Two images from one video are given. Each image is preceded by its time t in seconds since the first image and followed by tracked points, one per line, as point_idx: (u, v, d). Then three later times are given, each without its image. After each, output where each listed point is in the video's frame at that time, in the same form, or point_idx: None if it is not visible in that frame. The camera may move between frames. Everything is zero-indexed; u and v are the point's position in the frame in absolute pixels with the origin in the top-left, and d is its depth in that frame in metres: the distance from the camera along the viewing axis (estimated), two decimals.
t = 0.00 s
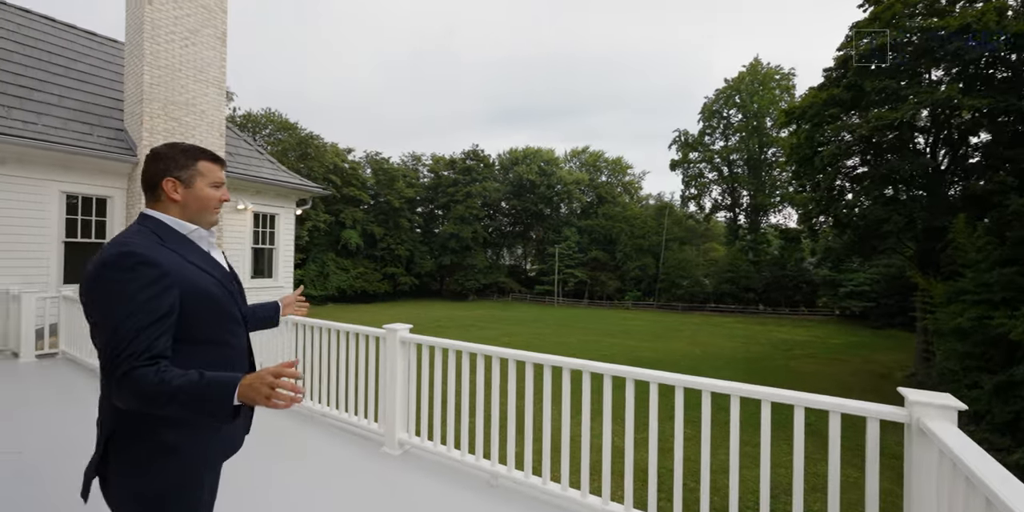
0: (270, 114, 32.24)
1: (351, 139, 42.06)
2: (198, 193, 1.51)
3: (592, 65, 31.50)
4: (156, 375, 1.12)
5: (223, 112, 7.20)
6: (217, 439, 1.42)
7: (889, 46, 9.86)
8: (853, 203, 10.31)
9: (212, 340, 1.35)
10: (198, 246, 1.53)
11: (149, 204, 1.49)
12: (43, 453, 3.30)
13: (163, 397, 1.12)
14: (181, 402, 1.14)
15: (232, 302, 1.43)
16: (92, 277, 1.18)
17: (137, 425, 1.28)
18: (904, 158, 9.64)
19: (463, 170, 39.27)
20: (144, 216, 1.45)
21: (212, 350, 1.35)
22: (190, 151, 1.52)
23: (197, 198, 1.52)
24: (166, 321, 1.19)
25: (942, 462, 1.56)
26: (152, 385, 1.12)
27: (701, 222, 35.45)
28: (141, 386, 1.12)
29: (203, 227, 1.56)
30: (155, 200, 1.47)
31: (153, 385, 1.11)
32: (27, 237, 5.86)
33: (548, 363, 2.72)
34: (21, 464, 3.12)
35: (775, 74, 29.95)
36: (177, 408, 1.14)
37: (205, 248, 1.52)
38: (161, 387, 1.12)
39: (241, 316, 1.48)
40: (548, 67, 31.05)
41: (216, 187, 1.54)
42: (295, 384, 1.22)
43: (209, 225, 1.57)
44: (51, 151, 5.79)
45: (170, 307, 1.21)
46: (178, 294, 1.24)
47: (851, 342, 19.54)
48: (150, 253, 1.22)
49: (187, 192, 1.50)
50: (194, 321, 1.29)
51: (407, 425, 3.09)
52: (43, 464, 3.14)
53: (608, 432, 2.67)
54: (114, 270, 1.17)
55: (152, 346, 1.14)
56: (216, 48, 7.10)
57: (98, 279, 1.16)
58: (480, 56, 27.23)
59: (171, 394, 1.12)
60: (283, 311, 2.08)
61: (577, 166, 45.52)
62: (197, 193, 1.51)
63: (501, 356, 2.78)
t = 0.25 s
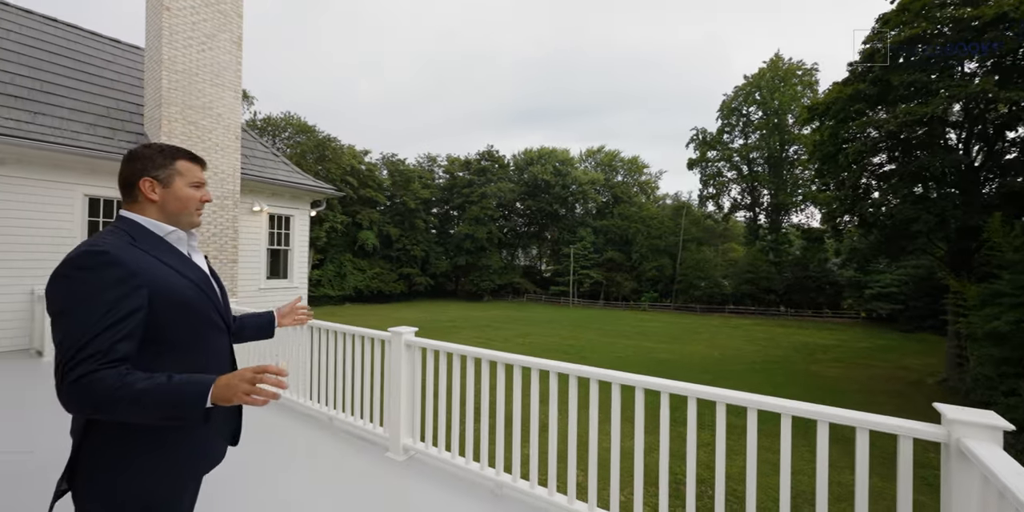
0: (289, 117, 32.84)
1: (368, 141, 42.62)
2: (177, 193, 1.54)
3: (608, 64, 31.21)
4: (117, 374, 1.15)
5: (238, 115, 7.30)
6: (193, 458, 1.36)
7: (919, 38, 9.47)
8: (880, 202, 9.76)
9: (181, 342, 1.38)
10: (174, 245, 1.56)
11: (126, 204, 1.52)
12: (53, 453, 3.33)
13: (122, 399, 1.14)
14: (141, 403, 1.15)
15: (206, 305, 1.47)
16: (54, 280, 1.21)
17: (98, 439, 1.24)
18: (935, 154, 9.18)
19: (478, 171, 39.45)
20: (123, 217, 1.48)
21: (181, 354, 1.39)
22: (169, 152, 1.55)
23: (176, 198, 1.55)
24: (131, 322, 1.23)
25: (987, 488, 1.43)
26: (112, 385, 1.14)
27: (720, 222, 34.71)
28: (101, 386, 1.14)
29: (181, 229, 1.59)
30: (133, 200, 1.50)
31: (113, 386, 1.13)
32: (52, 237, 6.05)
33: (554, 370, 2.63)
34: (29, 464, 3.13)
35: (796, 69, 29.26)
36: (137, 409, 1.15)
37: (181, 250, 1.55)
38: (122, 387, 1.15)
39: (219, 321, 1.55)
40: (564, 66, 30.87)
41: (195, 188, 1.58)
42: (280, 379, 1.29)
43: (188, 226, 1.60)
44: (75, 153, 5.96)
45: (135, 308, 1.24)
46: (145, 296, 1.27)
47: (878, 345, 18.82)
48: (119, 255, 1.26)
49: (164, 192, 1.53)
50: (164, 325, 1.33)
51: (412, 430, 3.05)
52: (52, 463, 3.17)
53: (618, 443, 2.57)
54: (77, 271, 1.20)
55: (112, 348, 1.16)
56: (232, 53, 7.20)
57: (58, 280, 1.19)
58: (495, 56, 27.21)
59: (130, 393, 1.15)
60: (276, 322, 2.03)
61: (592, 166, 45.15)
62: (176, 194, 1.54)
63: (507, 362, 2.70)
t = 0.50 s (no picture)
0: (305, 120, 33.33)
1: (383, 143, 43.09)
2: (158, 187, 1.57)
3: (621, 63, 30.93)
4: (104, 377, 1.13)
5: (251, 117, 7.37)
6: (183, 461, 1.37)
7: (948, 29, 9.07)
8: (905, 200, 9.25)
9: (163, 343, 1.35)
10: (155, 244, 1.58)
11: (104, 200, 1.54)
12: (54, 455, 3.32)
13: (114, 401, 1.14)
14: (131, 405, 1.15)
15: (189, 306, 1.44)
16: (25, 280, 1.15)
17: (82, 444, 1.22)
18: (964, 150, 8.80)
19: (491, 171, 39.51)
20: (101, 212, 1.50)
21: (165, 355, 1.36)
22: (150, 148, 1.58)
23: (158, 191, 1.58)
24: (114, 323, 1.20)
25: None
26: (99, 388, 1.13)
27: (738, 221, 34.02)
28: (87, 389, 1.12)
29: (161, 226, 1.61)
30: (111, 193, 1.52)
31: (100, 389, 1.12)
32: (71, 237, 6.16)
33: (560, 373, 2.53)
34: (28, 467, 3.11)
35: (817, 65, 28.58)
36: (132, 409, 1.16)
37: (159, 246, 1.57)
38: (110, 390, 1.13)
39: (205, 326, 1.52)
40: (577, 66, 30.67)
41: (177, 182, 1.61)
42: (274, 371, 1.49)
43: (169, 223, 1.64)
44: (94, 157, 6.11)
45: (119, 309, 1.22)
46: (128, 297, 1.24)
47: (904, 348, 18.18)
48: (97, 254, 1.22)
49: (146, 186, 1.56)
50: (146, 326, 1.29)
51: (416, 434, 2.99)
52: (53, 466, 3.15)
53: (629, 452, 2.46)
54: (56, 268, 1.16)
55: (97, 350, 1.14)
56: (245, 55, 7.27)
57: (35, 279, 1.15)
58: (508, 56, 27.20)
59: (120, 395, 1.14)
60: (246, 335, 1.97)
61: (605, 166, 44.76)
62: (156, 187, 1.57)
63: (512, 366, 2.61)
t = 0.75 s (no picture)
0: (319, 121, 33.71)
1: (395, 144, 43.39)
2: (149, 186, 1.55)
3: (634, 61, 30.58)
4: (110, 399, 1.14)
5: (262, 118, 7.41)
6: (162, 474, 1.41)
7: (974, 21, 8.79)
8: (930, 199, 8.95)
9: (153, 358, 1.35)
10: (143, 247, 1.58)
11: (83, 195, 1.49)
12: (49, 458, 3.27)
13: (117, 424, 1.16)
14: (130, 426, 1.19)
15: (175, 317, 1.43)
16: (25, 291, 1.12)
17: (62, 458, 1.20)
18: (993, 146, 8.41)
19: (503, 171, 39.48)
20: (83, 210, 1.46)
21: (152, 370, 1.35)
22: (139, 146, 1.57)
23: (147, 191, 1.56)
24: (119, 341, 1.20)
25: None
26: (107, 409, 1.14)
27: (753, 221, 33.43)
28: (94, 410, 1.12)
29: (144, 227, 1.59)
30: (93, 189, 1.49)
31: (102, 410, 1.12)
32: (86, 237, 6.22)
33: (565, 380, 2.44)
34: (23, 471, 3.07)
35: (835, 61, 28.01)
36: (135, 432, 1.21)
37: (142, 247, 1.55)
38: (115, 412, 1.15)
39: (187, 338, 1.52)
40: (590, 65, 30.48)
41: (166, 183, 1.61)
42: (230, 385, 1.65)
43: (155, 224, 1.62)
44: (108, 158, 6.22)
45: (121, 327, 1.21)
46: (128, 313, 1.24)
47: (928, 351, 17.62)
48: (99, 264, 1.20)
49: (135, 184, 1.54)
50: (137, 340, 1.29)
51: (417, 438, 2.92)
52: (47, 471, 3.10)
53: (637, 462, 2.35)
54: (63, 285, 1.13)
55: (105, 370, 1.14)
56: (255, 57, 7.32)
57: (42, 293, 1.11)
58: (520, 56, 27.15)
59: (123, 416, 1.17)
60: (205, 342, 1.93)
61: (618, 166, 44.38)
62: (146, 186, 1.55)
63: (515, 371, 2.51)
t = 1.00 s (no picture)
0: (333, 123, 34.02)
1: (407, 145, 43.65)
2: (136, 191, 1.55)
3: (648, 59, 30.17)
4: (125, 401, 1.19)
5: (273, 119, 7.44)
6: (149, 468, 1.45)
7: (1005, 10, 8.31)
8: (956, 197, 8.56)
9: (147, 359, 1.39)
10: (130, 252, 1.58)
11: (67, 196, 1.45)
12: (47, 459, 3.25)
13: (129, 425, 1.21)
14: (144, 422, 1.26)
15: (166, 318, 1.47)
16: (38, 301, 1.12)
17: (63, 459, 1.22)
18: None
19: (515, 172, 39.35)
20: (69, 211, 1.42)
21: (151, 370, 1.40)
22: (124, 150, 1.54)
23: (134, 196, 1.56)
24: (126, 344, 1.25)
25: None
26: (122, 409, 1.20)
27: (770, 221, 32.75)
28: (109, 410, 1.17)
29: (128, 228, 1.57)
30: (80, 193, 1.45)
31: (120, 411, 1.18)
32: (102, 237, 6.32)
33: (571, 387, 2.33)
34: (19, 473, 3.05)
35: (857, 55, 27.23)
36: (146, 429, 1.27)
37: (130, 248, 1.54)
38: (128, 413, 1.21)
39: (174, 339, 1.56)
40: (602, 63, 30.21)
41: (152, 188, 1.60)
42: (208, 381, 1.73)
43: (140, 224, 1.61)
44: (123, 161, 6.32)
45: (132, 330, 1.27)
46: (134, 318, 1.28)
47: (955, 355, 16.98)
48: (105, 273, 1.23)
49: (121, 189, 1.53)
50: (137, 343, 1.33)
51: (421, 445, 2.84)
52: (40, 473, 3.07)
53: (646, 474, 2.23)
54: (72, 293, 1.15)
55: (119, 375, 1.19)
56: (266, 58, 7.35)
57: (51, 300, 1.13)
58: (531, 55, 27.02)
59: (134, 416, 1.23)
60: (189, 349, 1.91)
61: (631, 165, 43.91)
62: (134, 193, 1.55)
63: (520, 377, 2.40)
